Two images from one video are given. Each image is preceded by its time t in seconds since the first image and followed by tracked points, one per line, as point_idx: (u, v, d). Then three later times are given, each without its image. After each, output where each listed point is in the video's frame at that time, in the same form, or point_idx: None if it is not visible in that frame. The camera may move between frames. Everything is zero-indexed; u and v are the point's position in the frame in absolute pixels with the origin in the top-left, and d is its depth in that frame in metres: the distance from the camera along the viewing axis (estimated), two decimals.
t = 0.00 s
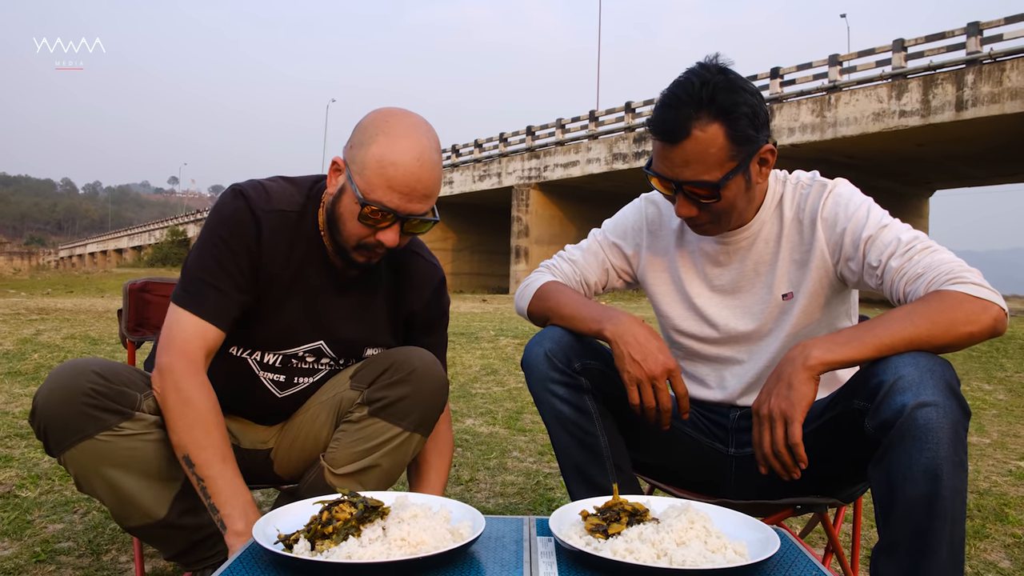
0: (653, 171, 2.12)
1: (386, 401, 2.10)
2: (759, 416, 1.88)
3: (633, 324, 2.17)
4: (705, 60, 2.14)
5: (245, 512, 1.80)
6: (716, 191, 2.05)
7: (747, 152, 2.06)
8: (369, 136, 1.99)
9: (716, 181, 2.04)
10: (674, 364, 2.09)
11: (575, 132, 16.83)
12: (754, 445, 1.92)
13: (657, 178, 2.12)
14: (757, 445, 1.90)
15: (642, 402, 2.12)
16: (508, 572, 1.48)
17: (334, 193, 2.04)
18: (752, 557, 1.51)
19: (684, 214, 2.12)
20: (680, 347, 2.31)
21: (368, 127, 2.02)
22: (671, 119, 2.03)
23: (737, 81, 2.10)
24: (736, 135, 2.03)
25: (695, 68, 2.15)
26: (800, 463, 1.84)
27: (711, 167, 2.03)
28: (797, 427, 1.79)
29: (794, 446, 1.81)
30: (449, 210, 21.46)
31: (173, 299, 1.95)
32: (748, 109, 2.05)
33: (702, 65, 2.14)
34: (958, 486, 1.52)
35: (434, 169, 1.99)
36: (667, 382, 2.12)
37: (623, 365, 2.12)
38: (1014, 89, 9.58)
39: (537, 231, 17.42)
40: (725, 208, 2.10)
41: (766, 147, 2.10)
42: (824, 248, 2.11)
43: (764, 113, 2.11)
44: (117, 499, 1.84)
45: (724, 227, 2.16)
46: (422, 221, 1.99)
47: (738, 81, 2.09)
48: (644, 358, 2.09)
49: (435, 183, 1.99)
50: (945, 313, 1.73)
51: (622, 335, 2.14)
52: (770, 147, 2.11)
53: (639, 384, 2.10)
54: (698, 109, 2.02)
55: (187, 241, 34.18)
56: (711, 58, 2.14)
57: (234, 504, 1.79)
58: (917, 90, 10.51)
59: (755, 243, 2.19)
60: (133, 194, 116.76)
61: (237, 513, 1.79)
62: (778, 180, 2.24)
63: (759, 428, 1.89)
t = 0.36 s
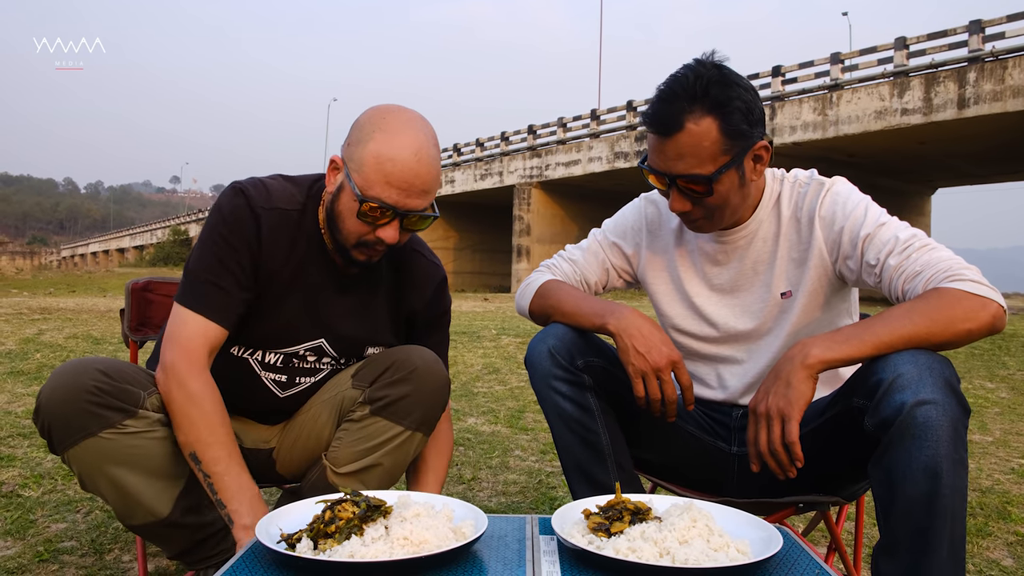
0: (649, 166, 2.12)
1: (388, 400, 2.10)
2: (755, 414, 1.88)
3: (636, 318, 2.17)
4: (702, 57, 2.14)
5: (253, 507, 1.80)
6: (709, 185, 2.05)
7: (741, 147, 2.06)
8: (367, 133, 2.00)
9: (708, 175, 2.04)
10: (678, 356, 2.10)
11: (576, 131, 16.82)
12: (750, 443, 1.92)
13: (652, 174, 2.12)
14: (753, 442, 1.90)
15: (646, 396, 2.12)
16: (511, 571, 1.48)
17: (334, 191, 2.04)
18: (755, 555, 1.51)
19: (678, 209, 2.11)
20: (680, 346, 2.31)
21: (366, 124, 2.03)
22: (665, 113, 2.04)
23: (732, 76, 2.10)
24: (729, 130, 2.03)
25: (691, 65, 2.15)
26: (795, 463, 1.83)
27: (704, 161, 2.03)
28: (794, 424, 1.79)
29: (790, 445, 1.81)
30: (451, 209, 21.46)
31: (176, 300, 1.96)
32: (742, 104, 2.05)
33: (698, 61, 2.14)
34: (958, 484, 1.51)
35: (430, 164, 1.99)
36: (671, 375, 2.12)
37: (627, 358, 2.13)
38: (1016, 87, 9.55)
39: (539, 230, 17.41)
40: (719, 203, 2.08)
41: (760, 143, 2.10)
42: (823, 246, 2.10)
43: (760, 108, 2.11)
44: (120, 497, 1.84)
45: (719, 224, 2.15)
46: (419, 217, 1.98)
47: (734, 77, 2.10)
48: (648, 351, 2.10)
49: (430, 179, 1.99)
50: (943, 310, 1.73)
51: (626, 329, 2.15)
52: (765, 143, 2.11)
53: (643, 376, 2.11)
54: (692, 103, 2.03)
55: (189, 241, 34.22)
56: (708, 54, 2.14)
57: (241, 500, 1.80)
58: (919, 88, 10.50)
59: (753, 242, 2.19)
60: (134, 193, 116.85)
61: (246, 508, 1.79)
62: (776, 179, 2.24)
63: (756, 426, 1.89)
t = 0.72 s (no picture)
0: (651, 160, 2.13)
1: (390, 399, 2.10)
2: (757, 412, 1.88)
3: (638, 317, 2.17)
4: (707, 54, 2.15)
5: (252, 478, 1.82)
6: (711, 179, 2.05)
7: (744, 143, 2.06)
8: (371, 129, 2.00)
9: (710, 169, 2.04)
10: (679, 356, 2.10)
11: (576, 130, 16.82)
12: (752, 442, 1.92)
13: (654, 168, 2.12)
14: (755, 441, 1.90)
15: (648, 396, 2.12)
16: (513, 571, 1.48)
17: (337, 188, 2.04)
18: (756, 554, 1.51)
19: (679, 203, 2.11)
20: (682, 345, 2.31)
21: (369, 120, 2.03)
22: (668, 107, 2.04)
23: (737, 73, 2.10)
24: (732, 124, 2.04)
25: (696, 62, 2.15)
26: (795, 461, 1.83)
27: (706, 155, 2.03)
28: (796, 423, 1.79)
29: (791, 443, 1.81)
30: (451, 208, 21.46)
31: (172, 282, 1.96)
32: (745, 99, 2.06)
33: (703, 58, 2.14)
34: (959, 483, 1.52)
35: (434, 163, 1.99)
36: (673, 374, 2.12)
37: (629, 358, 2.13)
38: (1016, 84, 9.54)
39: (539, 229, 17.42)
40: (721, 198, 2.08)
41: (763, 141, 2.10)
42: (824, 245, 2.11)
43: (763, 105, 2.11)
44: (123, 498, 1.84)
45: (721, 220, 2.15)
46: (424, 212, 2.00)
47: (738, 74, 2.10)
48: (650, 350, 2.10)
49: (434, 177, 2.00)
50: (945, 309, 1.73)
51: (627, 328, 2.14)
52: (767, 140, 2.11)
53: (645, 376, 2.11)
54: (696, 98, 2.04)
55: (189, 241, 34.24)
56: (714, 51, 2.14)
57: (241, 470, 1.81)
58: (919, 86, 10.49)
59: (755, 241, 2.19)
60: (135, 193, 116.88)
61: (247, 478, 1.81)
62: (778, 177, 2.24)
63: (757, 424, 1.89)
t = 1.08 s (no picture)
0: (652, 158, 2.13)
1: (393, 397, 2.10)
2: (758, 412, 1.88)
3: (639, 317, 2.17)
4: (711, 53, 2.14)
5: (246, 430, 1.84)
6: (710, 178, 2.05)
7: (745, 143, 2.06)
8: (371, 128, 2.01)
9: (710, 168, 2.03)
10: (681, 356, 2.10)
11: (577, 130, 16.81)
12: (753, 441, 1.92)
13: (654, 167, 2.12)
14: (755, 442, 1.90)
15: (649, 396, 2.12)
16: (514, 571, 1.48)
17: (338, 186, 2.05)
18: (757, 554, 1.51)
19: (679, 202, 2.11)
20: (684, 345, 2.31)
21: (369, 118, 2.04)
22: (669, 106, 2.04)
23: (740, 73, 2.10)
24: (733, 124, 2.04)
25: (700, 61, 2.15)
26: (798, 462, 1.83)
27: (706, 154, 2.03)
28: (798, 423, 1.79)
29: (793, 443, 1.80)
30: (452, 208, 21.46)
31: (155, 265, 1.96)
32: (747, 100, 2.06)
33: (707, 57, 2.14)
34: (960, 483, 1.51)
35: (435, 163, 1.99)
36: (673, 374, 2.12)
37: (629, 357, 2.13)
38: (1018, 84, 9.52)
39: (540, 229, 17.41)
40: (720, 198, 2.08)
41: (764, 142, 2.10)
42: (825, 245, 2.10)
43: (765, 107, 2.11)
44: (123, 497, 1.84)
45: (721, 220, 2.15)
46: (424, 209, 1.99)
47: (741, 74, 2.10)
48: (650, 350, 2.10)
49: (435, 177, 2.00)
50: (946, 309, 1.73)
51: (629, 328, 2.15)
52: (769, 141, 2.11)
53: (646, 376, 2.11)
54: (698, 97, 2.04)
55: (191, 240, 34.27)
56: (718, 51, 2.14)
57: (234, 426, 1.83)
58: (921, 86, 10.48)
59: (756, 241, 2.19)
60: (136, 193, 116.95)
61: (241, 433, 1.83)
62: (779, 177, 2.24)
63: (758, 425, 1.89)
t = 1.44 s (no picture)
0: (651, 153, 2.13)
1: (393, 391, 2.13)
2: (760, 412, 1.88)
3: (641, 316, 2.16)
4: (714, 49, 2.14)
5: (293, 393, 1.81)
6: (708, 173, 2.04)
7: (744, 141, 2.05)
8: (374, 117, 2.03)
9: (708, 163, 2.03)
10: (681, 354, 2.10)
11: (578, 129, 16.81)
12: (755, 442, 1.92)
13: (654, 162, 2.12)
14: (757, 441, 1.89)
15: (650, 394, 2.12)
16: (514, 569, 1.47)
17: (342, 181, 2.05)
18: (759, 553, 1.51)
19: (677, 197, 2.10)
20: (685, 344, 2.31)
21: (368, 109, 2.05)
22: (669, 101, 2.05)
23: (741, 70, 2.10)
24: (733, 121, 2.03)
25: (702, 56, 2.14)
26: (800, 462, 1.82)
27: (705, 150, 2.03)
28: (799, 423, 1.79)
29: (795, 443, 1.80)
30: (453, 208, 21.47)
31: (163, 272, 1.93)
32: (747, 97, 2.05)
33: (710, 53, 2.13)
34: (962, 482, 1.51)
35: (434, 153, 2.03)
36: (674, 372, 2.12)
37: (630, 356, 2.13)
38: (1019, 84, 9.51)
39: (541, 229, 17.41)
40: (719, 195, 2.07)
41: (764, 140, 2.09)
42: (826, 244, 2.10)
43: (766, 105, 2.11)
44: (122, 495, 1.84)
45: (719, 218, 2.14)
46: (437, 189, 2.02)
47: (743, 71, 2.10)
48: (652, 348, 2.10)
49: (435, 163, 2.03)
50: (947, 308, 1.73)
51: (629, 326, 2.14)
52: (769, 139, 2.10)
53: (647, 374, 2.10)
54: (698, 93, 2.04)
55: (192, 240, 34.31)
56: (720, 48, 2.14)
57: (282, 392, 1.80)
58: (922, 86, 10.47)
59: (756, 240, 2.19)
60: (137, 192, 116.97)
61: (290, 396, 1.80)
62: (779, 176, 2.23)
63: (760, 425, 1.88)
